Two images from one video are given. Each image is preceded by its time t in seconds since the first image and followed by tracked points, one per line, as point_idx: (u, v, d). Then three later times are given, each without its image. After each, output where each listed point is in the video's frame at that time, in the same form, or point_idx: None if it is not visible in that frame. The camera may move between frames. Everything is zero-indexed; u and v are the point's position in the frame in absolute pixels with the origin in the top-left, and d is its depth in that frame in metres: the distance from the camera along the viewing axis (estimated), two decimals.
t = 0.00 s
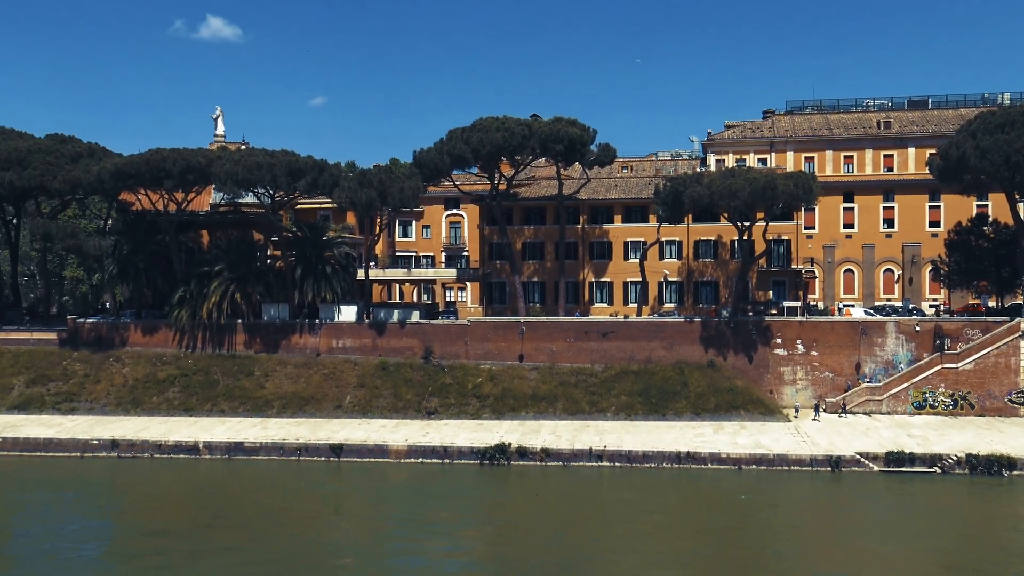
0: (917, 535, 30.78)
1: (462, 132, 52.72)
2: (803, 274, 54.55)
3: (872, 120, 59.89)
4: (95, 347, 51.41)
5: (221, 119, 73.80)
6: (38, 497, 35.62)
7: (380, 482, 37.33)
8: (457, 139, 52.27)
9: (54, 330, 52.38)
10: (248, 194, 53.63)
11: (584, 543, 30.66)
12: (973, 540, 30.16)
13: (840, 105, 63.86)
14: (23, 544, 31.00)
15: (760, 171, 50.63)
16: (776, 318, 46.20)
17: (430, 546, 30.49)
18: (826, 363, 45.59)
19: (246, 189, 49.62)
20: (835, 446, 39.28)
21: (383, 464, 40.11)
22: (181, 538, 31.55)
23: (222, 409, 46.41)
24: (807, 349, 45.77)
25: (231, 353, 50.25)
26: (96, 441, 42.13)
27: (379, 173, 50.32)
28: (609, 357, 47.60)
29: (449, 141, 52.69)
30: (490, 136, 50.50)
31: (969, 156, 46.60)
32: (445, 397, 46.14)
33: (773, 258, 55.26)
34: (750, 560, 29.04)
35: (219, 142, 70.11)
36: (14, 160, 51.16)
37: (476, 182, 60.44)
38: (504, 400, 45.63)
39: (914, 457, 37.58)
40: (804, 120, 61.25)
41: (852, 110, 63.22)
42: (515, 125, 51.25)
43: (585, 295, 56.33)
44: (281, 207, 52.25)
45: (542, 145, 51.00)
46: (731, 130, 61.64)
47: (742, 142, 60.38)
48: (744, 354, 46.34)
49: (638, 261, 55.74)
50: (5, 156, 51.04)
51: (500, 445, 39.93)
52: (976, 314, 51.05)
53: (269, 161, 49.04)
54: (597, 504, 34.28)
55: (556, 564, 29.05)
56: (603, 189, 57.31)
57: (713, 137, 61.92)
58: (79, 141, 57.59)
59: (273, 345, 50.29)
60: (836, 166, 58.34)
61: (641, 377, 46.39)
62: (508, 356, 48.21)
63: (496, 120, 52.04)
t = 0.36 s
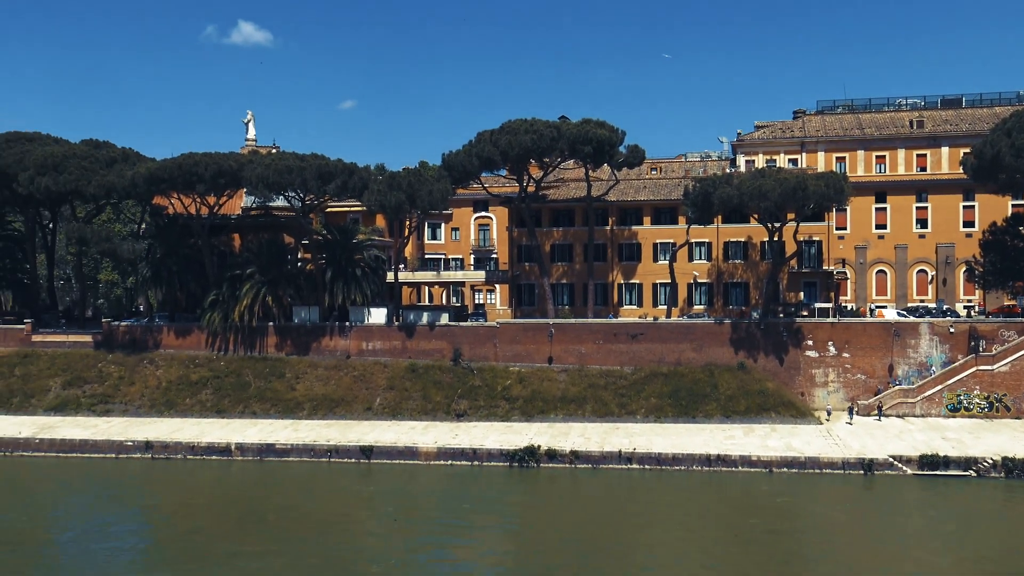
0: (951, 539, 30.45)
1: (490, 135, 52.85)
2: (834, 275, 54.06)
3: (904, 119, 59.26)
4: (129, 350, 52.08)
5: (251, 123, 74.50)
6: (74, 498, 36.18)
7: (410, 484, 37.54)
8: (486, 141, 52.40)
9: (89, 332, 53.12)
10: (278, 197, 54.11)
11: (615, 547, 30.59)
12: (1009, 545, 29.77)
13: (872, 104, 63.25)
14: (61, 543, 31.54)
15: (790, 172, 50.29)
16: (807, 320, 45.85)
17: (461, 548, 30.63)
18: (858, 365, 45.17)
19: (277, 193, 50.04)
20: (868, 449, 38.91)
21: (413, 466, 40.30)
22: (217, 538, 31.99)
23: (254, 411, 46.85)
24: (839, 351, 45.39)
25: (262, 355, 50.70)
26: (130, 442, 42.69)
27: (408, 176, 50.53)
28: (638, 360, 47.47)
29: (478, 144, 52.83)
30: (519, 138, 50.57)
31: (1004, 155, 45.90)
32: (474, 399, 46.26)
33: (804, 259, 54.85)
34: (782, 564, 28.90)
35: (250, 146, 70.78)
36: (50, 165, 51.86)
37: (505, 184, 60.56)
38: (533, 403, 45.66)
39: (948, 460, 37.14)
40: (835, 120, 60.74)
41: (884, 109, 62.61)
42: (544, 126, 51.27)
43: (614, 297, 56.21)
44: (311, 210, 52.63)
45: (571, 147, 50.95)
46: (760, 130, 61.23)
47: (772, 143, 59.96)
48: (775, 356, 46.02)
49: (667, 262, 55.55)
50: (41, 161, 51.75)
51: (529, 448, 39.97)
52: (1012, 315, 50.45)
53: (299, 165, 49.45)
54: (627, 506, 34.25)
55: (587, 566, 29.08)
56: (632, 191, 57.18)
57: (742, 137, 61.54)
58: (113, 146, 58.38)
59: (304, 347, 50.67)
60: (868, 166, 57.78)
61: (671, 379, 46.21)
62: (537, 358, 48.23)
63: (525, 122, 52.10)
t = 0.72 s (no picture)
0: (989, 544, 29.97)
1: (520, 137, 52.86)
2: (869, 277, 53.47)
3: (940, 118, 58.46)
4: (164, 352, 52.70)
5: (283, 127, 75.13)
6: (111, 499, 36.69)
7: (441, 486, 37.63)
8: (516, 143, 52.41)
9: (125, 334, 53.83)
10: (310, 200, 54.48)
11: (647, 549, 30.45)
12: None
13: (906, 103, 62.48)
14: (98, 543, 32.00)
15: (822, 171, 49.79)
16: (841, 322, 45.39)
17: (492, 550, 30.65)
18: (894, 367, 44.62)
19: (309, 196, 50.41)
20: (903, 452, 38.40)
21: (444, 468, 40.38)
22: (251, 539, 32.29)
23: (286, 412, 47.21)
24: (873, 353, 44.89)
25: (295, 357, 51.06)
26: (166, 443, 43.21)
27: (439, 179, 50.68)
28: (670, 362, 47.21)
29: (508, 146, 52.87)
30: (549, 140, 50.51)
31: None
32: (505, 401, 46.29)
33: (838, 260, 54.30)
34: (816, 569, 28.64)
35: (282, 150, 71.37)
36: (87, 170, 52.64)
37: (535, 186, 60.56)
38: (564, 405, 45.57)
39: (986, 464, 36.56)
40: (869, 119, 60.06)
41: (919, 108, 61.80)
42: (574, 128, 51.18)
43: (645, 298, 56.00)
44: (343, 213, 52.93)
45: (601, 148, 50.69)
46: (793, 130, 60.73)
47: (805, 143, 59.43)
48: (809, 358, 45.59)
49: (698, 264, 55.24)
50: (79, 166, 52.52)
51: (560, 450, 39.90)
52: None
53: (331, 168, 49.76)
54: (658, 509, 34.11)
55: (618, 569, 28.99)
56: (663, 192, 56.91)
57: (774, 137, 61.06)
58: (148, 150, 59.12)
59: (336, 349, 50.96)
60: (902, 166, 57.04)
61: (703, 381, 45.92)
62: (568, 361, 48.14)
63: (555, 124, 52.04)
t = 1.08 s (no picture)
0: None
1: (551, 139, 52.79)
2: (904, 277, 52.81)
3: (977, 117, 57.56)
4: (198, 353, 53.25)
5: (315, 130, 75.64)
6: (147, 498, 37.14)
7: (473, 487, 37.65)
8: (547, 145, 52.33)
9: (160, 336, 54.46)
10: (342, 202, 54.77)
11: (679, 552, 30.28)
12: None
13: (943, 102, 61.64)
14: (134, 543, 32.41)
15: (856, 171, 49.23)
16: (876, 323, 44.83)
17: (523, 551, 30.61)
18: (931, 369, 43.98)
19: (341, 199, 50.65)
20: (940, 456, 37.83)
21: (476, 469, 40.39)
22: (283, 540, 32.52)
23: (319, 413, 47.50)
24: (910, 355, 44.27)
25: (327, 359, 51.34)
26: (200, 443, 43.65)
27: (469, 181, 50.71)
28: (702, 364, 46.88)
29: (539, 147, 52.81)
30: (580, 142, 50.36)
31: None
32: (536, 403, 46.24)
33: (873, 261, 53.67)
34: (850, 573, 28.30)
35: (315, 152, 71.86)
36: (123, 174, 53.45)
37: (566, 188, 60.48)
38: (595, 407, 45.41)
39: None
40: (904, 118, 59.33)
41: (956, 106, 60.92)
42: (605, 129, 51.00)
43: (677, 300, 55.70)
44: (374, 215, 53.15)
45: (632, 149, 50.52)
46: (827, 130, 60.47)
47: (840, 142, 59.13)
48: (843, 360, 45.08)
49: (731, 265, 54.85)
50: (115, 170, 53.36)
51: (591, 452, 39.76)
52: None
53: (362, 171, 49.99)
54: (691, 511, 33.88)
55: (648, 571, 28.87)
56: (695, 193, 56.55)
57: (808, 137, 60.89)
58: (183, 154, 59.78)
59: (367, 351, 51.18)
60: (939, 165, 56.09)
61: (735, 383, 45.54)
62: (599, 363, 47.98)
63: (586, 125, 51.90)
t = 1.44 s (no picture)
0: None
1: (582, 140, 52.66)
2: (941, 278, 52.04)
3: (1016, 114, 56.58)
4: (231, 354, 53.68)
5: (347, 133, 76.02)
6: (182, 498, 37.52)
7: (504, 488, 37.60)
8: (578, 146, 52.20)
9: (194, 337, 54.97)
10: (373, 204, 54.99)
11: (710, 555, 30.07)
12: None
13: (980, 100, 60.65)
14: (168, 541, 32.76)
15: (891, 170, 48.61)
16: (913, 324, 44.20)
17: (553, 552, 30.51)
18: (969, 371, 43.26)
19: (373, 200, 50.84)
20: (979, 458, 37.21)
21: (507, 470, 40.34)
22: (315, 539, 32.71)
23: (350, 414, 47.69)
24: (947, 356, 43.58)
25: (359, 360, 51.53)
26: (233, 443, 43.99)
27: (500, 182, 50.67)
28: (735, 365, 46.47)
29: (570, 148, 52.69)
30: (611, 142, 50.18)
31: None
32: (567, 404, 46.10)
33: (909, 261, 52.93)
34: None
35: (346, 155, 72.22)
36: (157, 177, 54.08)
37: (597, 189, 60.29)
38: (626, 408, 45.18)
39: None
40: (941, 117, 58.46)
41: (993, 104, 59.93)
42: (636, 130, 50.76)
43: (710, 301, 55.28)
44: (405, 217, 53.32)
45: (664, 150, 50.21)
46: (862, 129, 59.73)
47: (874, 142, 58.41)
48: (878, 362, 44.49)
49: (764, 266, 54.34)
50: (149, 173, 54.00)
51: (622, 454, 39.57)
52: None
53: (393, 173, 50.14)
54: (723, 514, 33.60)
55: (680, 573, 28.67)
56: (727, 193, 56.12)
57: (842, 137, 60.16)
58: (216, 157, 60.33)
59: (399, 352, 51.31)
60: (977, 164, 55.21)
61: (769, 385, 45.11)
62: (630, 364, 47.74)
63: (617, 126, 51.71)
